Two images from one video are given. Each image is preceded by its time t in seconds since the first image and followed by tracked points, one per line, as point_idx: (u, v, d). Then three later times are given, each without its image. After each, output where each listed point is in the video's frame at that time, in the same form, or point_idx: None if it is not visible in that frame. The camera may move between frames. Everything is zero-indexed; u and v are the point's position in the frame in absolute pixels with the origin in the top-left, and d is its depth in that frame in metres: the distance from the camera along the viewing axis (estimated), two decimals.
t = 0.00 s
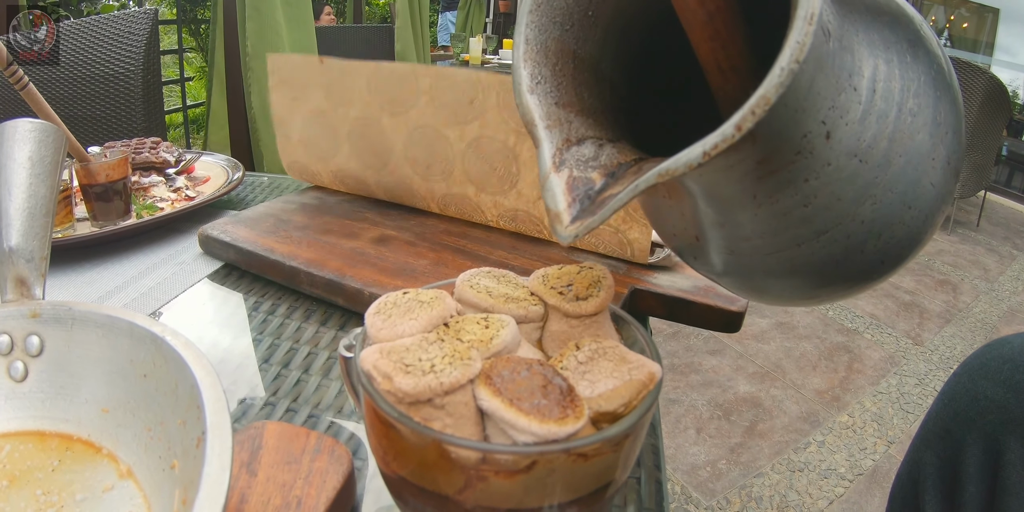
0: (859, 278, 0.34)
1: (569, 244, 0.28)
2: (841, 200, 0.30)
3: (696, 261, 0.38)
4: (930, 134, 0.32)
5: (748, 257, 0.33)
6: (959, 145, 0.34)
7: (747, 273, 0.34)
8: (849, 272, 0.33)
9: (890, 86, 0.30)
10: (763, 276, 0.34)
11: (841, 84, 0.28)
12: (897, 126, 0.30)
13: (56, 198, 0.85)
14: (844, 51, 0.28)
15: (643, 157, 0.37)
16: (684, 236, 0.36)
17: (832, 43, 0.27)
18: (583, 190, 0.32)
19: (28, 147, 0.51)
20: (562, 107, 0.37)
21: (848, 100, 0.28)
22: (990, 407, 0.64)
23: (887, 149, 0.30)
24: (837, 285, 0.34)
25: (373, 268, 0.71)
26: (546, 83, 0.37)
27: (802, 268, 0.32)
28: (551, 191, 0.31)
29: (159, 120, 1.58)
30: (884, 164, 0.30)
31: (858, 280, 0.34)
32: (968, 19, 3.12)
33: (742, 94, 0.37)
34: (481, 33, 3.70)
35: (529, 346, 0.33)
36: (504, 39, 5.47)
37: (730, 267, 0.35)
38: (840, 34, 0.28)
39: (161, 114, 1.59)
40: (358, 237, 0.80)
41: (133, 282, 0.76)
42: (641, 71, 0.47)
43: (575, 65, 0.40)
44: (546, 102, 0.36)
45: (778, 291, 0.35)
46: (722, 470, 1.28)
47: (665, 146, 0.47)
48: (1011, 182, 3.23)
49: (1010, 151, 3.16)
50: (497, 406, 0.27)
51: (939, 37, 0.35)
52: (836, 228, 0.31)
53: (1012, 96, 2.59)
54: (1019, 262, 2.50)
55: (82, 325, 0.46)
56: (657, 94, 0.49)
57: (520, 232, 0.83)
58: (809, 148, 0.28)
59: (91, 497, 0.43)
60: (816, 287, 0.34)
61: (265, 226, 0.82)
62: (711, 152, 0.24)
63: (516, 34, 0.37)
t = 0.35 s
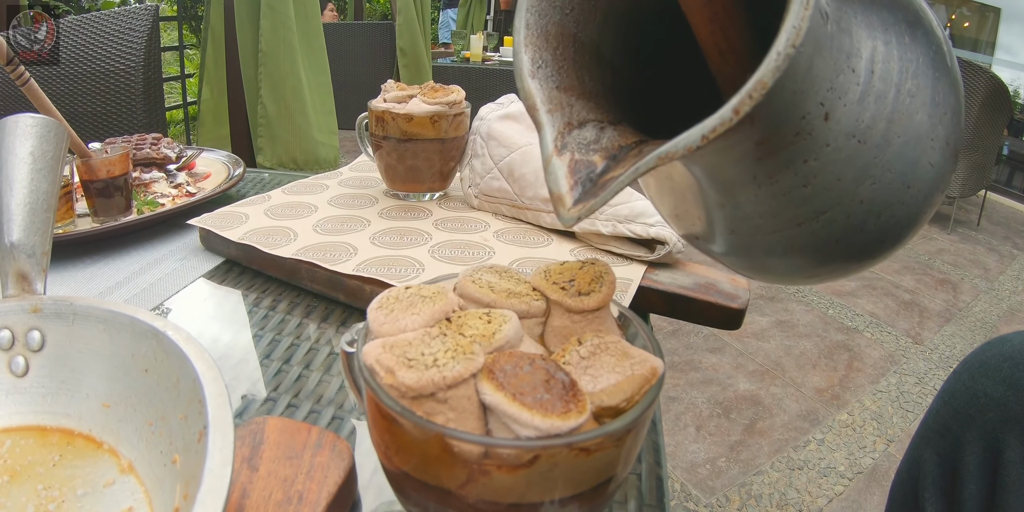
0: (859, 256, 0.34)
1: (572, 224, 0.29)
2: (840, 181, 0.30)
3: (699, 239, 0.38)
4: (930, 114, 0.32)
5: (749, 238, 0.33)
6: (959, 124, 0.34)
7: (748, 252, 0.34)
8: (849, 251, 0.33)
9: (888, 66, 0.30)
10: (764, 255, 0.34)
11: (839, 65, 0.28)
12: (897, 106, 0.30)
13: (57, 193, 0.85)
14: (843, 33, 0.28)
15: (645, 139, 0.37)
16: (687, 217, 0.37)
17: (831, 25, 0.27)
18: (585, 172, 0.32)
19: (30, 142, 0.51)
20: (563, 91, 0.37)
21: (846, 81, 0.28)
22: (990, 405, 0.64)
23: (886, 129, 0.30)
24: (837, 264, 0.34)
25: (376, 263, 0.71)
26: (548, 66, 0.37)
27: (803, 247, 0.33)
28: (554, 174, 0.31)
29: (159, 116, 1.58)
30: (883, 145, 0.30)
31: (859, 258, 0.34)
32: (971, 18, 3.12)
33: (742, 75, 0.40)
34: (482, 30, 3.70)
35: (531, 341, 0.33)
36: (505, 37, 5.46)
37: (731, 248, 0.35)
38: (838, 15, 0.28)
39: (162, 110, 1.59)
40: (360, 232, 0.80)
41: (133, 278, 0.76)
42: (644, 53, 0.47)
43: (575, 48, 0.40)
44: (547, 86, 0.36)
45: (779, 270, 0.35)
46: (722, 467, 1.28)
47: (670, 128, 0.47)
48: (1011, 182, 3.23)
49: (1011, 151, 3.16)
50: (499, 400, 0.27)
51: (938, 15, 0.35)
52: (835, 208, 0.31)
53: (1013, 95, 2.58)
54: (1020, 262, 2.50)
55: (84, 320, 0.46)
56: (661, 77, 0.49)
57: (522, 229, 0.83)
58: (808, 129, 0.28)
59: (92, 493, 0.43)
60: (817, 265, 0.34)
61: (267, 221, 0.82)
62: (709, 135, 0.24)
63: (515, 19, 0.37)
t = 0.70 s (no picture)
0: (858, 252, 0.34)
1: (565, 237, 0.28)
2: (839, 180, 0.30)
3: (696, 239, 0.38)
4: (929, 110, 0.32)
5: (748, 238, 0.33)
6: (958, 117, 0.34)
7: (746, 251, 0.34)
8: (848, 248, 0.33)
9: (885, 62, 0.30)
10: (764, 254, 0.34)
11: (836, 63, 0.27)
12: (895, 103, 0.30)
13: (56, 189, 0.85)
14: (839, 31, 0.27)
15: (637, 145, 0.37)
16: (683, 217, 0.36)
17: (826, 23, 0.27)
18: (576, 182, 0.32)
19: (30, 137, 0.50)
20: (552, 97, 0.37)
21: (843, 80, 0.28)
22: (991, 402, 0.64)
23: (884, 127, 0.30)
24: (835, 260, 0.34)
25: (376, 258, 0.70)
26: (535, 72, 0.37)
27: (802, 246, 0.32)
28: (545, 184, 0.31)
29: (159, 113, 1.58)
30: (881, 143, 0.30)
31: (858, 255, 0.34)
32: (970, 17, 3.14)
33: (735, 74, 0.40)
34: (482, 28, 3.69)
35: (531, 335, 0.33)
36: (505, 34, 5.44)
37: (729, 247, 0.35)
38: (834, 12, 0.27)
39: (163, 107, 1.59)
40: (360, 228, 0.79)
41: (132, 274, 0.76)
42: (638, 53, 0.47)
43: (564, 52, 0.40)
44: (535, 93, 0.36)
45: (777, 269, 0.35)
46: (722, 465, 1.28)
47: (667, 126, 0.47)
48: (1012, 181, 3.22)
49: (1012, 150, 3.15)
50: (499, 395, 0.26)
51: (936, 8, 0.34)
52: (834, 207, 0.31)
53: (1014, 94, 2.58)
54: (1020, 261, 2.50)
55: (82, 315, 0.46)
56: (656, 76, 0.49)
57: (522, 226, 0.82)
58: (805, 130, 0.28)
59: (90, 488, 0.43)
60: (815, 263, 0.34)
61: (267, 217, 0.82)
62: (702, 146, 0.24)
63: (502, 24, 0.37)
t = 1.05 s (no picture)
0: (854, 247, 0.34)
1: (560, 240, 0.29)
2: (832, 178, 0.30)
3: (693, 236, 0.38)
4: (922, 106, 0.31)
5: (744, 235, 0.33)
6: (952, 112, 0.33)
7: (742, 248, 0.34)
8: (843, 243, 0.33)
9: (879, 59, 0.29)
10: (760, 251, 0.34)
11: (828, 62, 0.27)
12: (887, 101, 0.30)
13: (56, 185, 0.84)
14: (832, 29, 0.27)
15: (631, 147, 0.37)
16: (677, 215, 0.36)
17: (818, 21, 0.26)
18: (570, 185, 0.31)
19: (29, 131, 0.50)
20: (545, 99, 0.37)
21: (836, 78, 0.27)
22: (993, 398, 0.64)
23: (877, 126, 0.29)
24: (831, 255, 0.34)
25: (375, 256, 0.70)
26: (529, 74, 0.37)
27: (797, 243, 0.32)
28: (539, 188, 0.31)
29: (159, 110, 1.57)
30: (874, 141, 0.30)
31: (853, 250, 0.34)
32: (971, 16, 3.13)
33: (728, 71, 0.40)
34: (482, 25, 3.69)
35: (533, 328, 0.33)
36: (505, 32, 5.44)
37: (723, 243, 0.35)
38: (827, 9, 0.27)
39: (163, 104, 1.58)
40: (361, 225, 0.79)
41: (132, 270, 0.75)
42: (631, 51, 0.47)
43: (557, 53, 0.40)
44: (529, 95, 0.36)
45: (771, 265, 0.35)
46: (722, 463, 1.28)
47: (661, 121, 0.47)
48: (1011, 180, 3.22)
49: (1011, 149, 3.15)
50: (502, 386, 0.26)
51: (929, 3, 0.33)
52: (827, 205, 0.31)
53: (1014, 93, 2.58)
54: (1019, 260, 2.50)
55: (83, 309, 0.46)
56: (650, 73, 0.49)
57: (522, 224, 0.82)
58: (796, 131, 0.27)
59: (90, 482, 0.42)
60: (811, 258, 0.34)
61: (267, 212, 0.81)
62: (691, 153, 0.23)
63: (495, 26, 0.37)
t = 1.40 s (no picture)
0: (856, 242, 0.34)
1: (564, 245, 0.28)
2: (834, 175, 0.29)
3: (694, 233, 0.37)
4: (925, 100, 0.31)
5: (746, 232, 0.33)
6: (955, 105, 0.33)
7: (744, 244, 0.34)
8: (846, 238, 0.33)
9: (880, 54, 0.29)
10: (761, 248, 0.34)
11: (830, 59, 0.26)
12: (890, 96, 0.29)
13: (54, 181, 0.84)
14: (834, 26, 0.26)
15: (634, 148, 0.36)
16: (679, 211, 0.36)
17: (821, 18, 0.26)
18: (574, 188, 0.31)
19: (25, 126, 0.50)
20: (545, 101, 0.36)
21: (838, 76, 0.27)
22: (993, 395, 0.64)
23: (879, 122, 0.29)
24: (833, 251, 0.34)
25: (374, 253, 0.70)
26: (528, 76, 0.36)
27: (799, 239, 0.32)
28: (543, 193, 0.31)
29: (158, 107, 1.57)
30: (876, 138, 0.29)
31: (855, 244, 0.34)
32: (971, 14, 3.14)
33: (730, 69, 0.40)
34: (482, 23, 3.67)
35: (531, 324, 0.33)
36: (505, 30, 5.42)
37: (725, 239, 0.34)
38: (829, 7, 0.26)
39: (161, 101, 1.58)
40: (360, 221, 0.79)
41: (130, 266, 0.75)
42: (631, 49, 0.47)
43: (555, 53, 0.39)
44: (529, 98, 0.35)
45: (774, 260, 0.35)
46: (721, 460, 1.27)
47: (660, 116, 0.47)
48: (1011, 178, 3.21)
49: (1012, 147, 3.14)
50: (499, 382, 0.26)
51: None
52: (830, 201, 0.30)
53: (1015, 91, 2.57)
54: (1019, 258, 2.49)
55: (79, 305, 0.45)
56: (649, 71, 0.48)
57: (521, 220, 0.82)
58: (799, 129, 0.27)
59: (86, 479, 0.42)
60: (813, 255, 0.34)
61: (265, 208, 0.81)
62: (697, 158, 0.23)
63: (494, 27, 0.36)
